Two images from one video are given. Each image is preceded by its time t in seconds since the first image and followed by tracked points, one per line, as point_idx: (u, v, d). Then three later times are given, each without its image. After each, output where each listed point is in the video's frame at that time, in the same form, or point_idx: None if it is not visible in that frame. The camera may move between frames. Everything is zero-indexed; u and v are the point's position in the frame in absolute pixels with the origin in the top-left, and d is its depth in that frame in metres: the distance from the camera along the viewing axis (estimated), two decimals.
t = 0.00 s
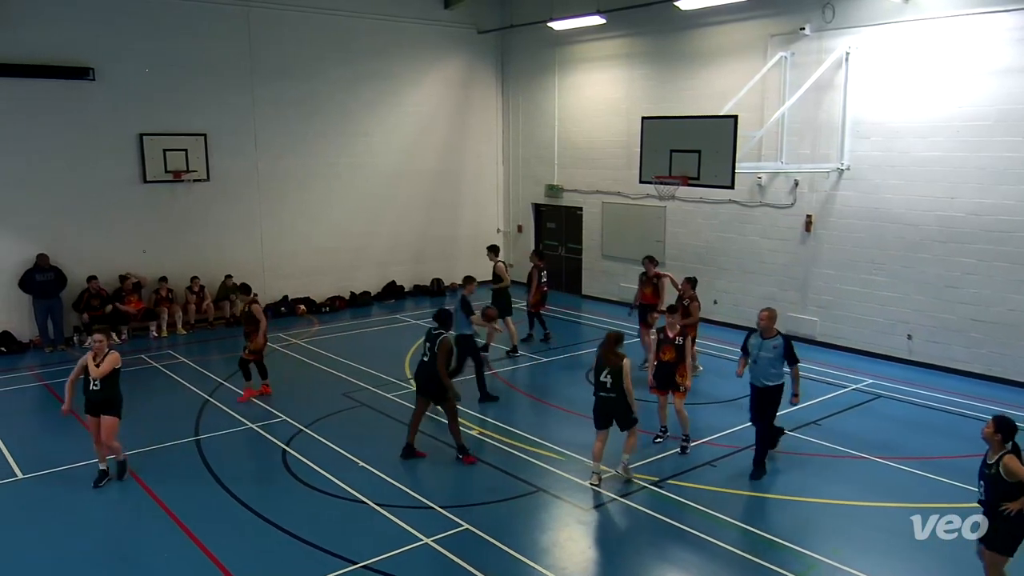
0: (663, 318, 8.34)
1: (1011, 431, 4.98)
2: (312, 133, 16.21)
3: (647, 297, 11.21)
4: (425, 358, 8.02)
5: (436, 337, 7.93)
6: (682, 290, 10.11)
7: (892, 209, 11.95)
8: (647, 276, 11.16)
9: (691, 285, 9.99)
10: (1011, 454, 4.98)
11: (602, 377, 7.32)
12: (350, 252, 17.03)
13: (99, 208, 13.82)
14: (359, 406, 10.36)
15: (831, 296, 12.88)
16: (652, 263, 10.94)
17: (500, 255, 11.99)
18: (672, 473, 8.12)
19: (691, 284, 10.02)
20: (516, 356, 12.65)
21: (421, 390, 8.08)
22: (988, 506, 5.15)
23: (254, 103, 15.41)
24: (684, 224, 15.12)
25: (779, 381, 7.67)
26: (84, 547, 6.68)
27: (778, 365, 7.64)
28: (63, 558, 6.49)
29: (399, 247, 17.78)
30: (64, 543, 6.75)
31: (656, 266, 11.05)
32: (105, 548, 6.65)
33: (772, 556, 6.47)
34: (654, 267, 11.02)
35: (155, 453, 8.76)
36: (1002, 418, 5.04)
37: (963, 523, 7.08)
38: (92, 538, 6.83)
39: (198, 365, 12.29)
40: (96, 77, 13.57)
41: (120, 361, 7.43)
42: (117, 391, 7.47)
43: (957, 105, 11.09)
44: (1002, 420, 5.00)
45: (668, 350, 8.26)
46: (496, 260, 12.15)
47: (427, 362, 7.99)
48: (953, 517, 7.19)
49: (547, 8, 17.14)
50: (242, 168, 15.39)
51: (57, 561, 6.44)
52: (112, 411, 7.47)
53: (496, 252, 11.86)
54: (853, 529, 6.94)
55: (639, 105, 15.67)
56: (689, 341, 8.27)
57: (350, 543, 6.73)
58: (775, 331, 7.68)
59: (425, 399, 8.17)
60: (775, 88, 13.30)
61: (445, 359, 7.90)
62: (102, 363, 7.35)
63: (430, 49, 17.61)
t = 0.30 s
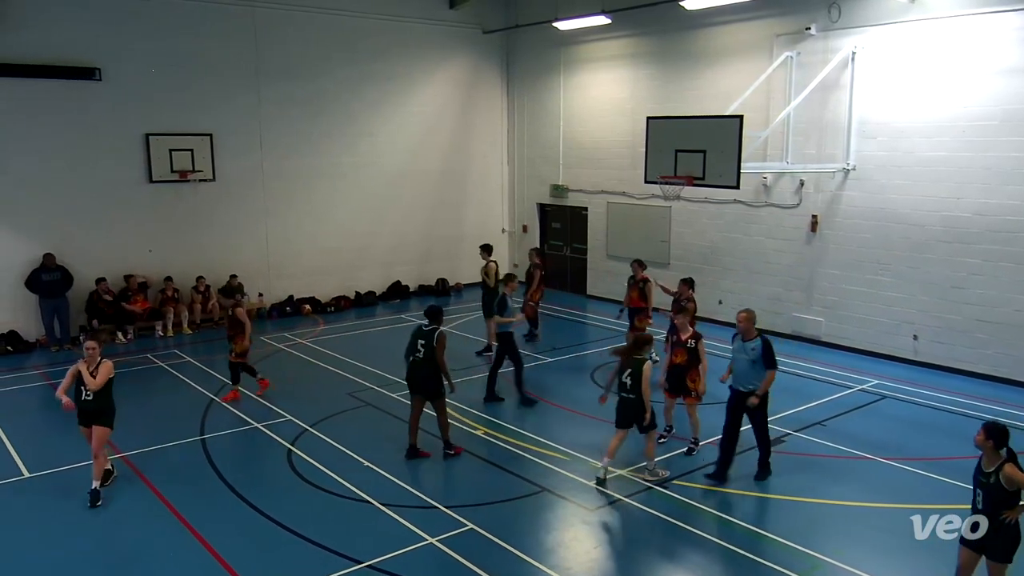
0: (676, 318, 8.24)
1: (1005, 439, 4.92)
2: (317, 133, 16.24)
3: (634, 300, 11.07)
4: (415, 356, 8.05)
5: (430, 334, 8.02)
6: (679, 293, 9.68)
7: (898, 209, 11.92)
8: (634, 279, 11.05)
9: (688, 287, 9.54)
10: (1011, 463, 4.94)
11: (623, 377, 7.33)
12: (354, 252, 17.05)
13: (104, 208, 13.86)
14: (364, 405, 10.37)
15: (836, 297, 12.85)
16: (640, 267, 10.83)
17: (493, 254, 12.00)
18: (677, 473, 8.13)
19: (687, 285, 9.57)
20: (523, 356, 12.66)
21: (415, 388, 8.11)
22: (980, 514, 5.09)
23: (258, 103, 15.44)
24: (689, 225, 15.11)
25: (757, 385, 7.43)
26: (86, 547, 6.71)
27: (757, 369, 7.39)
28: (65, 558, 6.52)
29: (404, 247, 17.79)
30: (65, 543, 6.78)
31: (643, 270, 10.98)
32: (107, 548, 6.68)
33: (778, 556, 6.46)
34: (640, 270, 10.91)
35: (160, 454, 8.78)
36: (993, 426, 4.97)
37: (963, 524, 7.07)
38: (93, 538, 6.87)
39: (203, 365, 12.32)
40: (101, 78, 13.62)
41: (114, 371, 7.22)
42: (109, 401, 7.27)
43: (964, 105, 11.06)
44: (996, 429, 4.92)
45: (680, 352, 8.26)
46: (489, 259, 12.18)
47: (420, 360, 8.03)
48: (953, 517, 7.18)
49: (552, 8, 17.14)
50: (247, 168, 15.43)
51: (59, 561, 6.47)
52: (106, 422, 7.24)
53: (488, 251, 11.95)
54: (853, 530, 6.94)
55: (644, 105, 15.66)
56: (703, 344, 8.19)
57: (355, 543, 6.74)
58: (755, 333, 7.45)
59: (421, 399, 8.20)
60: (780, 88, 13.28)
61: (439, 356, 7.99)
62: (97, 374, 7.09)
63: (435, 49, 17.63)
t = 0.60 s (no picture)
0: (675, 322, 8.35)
1: (986, 447, 4.78)
2: (320, 133, 16.26)
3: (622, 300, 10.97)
4: (416, 353, 8.04)
5: (431, 331, 8.03)
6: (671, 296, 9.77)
7: (901, 209, 11.91)
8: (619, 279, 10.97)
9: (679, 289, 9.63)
10: (994, 472, 4.82)
11: (643, 374, 7.40)
12: (356, 252, 17.07)
13: (106, 208, 13.89)
14: (366, 405, 10.37)
15: (839, 297, 12.84)
16: (626, 266, 10.81)
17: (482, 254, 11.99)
18: (679, 474, 8.12)
19: (678, 288, 9.66)
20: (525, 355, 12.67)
21: (415, 387, 8.14)
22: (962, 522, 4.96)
23: (260, 103, 15.46)
24: (691, 225, 15.11)
25: (726, 394, 7.12)
26: (87, 547, 6.72)
27: (725, 377, 7.09)
28: (65, 558, 6.53)
29: (406, 246, 17.80)
30: (66, 542, 6.80)
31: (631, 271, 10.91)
32: (107, 548, 6.70)
33: (780, 557, 6.45)
34: (629, 270, 10.89)
35: (161, 454, 8.79)
36: (974, 435, 4.83)
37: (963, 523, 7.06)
38: (94, 538, 6.88)
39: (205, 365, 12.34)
40: (102, 78, 13.64)
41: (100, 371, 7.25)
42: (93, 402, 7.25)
43: (966, 105, 11.05)
44: (977, 438, 4.79)
45: (676, 354, 8.36)
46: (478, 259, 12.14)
47: (421, 357, 8.02)
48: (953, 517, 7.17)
49: (554, 8, 17.14)
50: (249, 168, 15.45)
51: (59, 561, 6.48)
52: (102, 426, 7.18)
53: (478, 251, 11.91)
54: (853, 530, 6.93)
55: (646, 105, 15.65)
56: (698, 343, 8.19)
57: (356, 543, 6.74)
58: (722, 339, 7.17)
59: (424, 398, 8.24)
60: (783, 89, 13.27)
61: (441, 354, 8.01)
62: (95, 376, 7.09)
63: (438, 49, 17.64)
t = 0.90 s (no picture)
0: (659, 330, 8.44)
1: (965, 445, 4.74)
2: (320, 133, 16.25)
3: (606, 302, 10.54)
4: (417, 353, 8.06)
5: (431, 330, 8.06)
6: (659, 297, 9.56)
7: (901, 209, 11.91)
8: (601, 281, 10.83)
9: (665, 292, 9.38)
10: (973, 473, 4.77)
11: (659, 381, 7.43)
12: (355, 252, 17.06)
13: (106, 208, 13.89)
14: (365, 405, 10.37)
15: (838, 297, 12.84)
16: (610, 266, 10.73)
17: (470, 256, 12.01)
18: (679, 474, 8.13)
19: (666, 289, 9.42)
20: (526, 355, 12.67)
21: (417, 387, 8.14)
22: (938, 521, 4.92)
23: (261, 103, 15.47)
24: (691, 225, 15.11)
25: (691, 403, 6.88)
26: (86, 546, 6.73)
27: (690, 385, 6.85)
28: (64, 558, 6.53)
29: (406, 246, 17.80)
30: (66, 543, 6.80)
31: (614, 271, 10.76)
32: (106, 548, 6.69)
33: (780, 557, 6.45)
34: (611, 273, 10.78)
35: (161, 454, 8.79)
36: (952, 434, 4.77)
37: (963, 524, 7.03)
38: (94, 537, 6.89)
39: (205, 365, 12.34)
40: (102, 78, 13.64)
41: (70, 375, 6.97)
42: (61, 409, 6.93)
43: (966, 105, 11.05)
44: (956, 437, 4.72)
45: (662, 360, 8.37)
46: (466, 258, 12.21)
47: (422, 357, 8.04)
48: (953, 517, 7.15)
49: (554, 9, 17.14)
50: (249, 168, 15.45)
51: (59, 561, 6.48)
52: (87, 432, 7.10)
53: (466, 250, 11.95)
54: (853, 530, 6.92)
55: (646, 105, 15.65)
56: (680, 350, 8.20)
57: (356, 543, 6.74)
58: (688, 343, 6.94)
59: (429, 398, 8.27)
60: (783, 89, 13.27)
61: (441, 353, 8.04)
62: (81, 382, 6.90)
63: (438, 49, 17.64)
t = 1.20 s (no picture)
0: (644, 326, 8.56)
1: (941, 450, 4.66)
2: (317, 133, 16.24)
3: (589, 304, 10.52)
4: (408, 353, 8.09)
5: (420, 331, 8.07)
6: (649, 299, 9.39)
7: (898, 209, 11.92)
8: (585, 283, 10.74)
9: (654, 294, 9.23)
10: (946, 479, 4.68)
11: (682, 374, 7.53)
12: (353, 252, 17.04)
13: (104, 208, 13.86)
14: (363, 406, 10.36)
15: (836, 297, 12.85)
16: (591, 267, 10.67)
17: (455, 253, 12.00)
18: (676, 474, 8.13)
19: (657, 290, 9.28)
20: (524, 355, 12.67)
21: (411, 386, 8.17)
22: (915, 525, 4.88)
23: (260, 103, 15.45)
24: (689, 225, 15.11)
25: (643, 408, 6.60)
26: (85, 547, 6.72)
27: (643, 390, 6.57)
28: (63, 559, 6.52)
29: (403, 247, 17.79)
30: (63, 544, 6.77)
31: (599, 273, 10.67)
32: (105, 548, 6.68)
33: (778, 557, 6.46)
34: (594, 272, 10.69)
35: (158, 454, 8.78)
36: (930, 439, 4.69)
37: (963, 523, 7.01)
38: (92, 537, 6.88)
39: (202, 365, 12.33)
40: (101, 78, 13.61)
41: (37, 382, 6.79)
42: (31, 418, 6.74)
43: (963, 105, 11.06)
44: (934, 442, 4.64)
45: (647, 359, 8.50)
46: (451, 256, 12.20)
47: (412, 357, 8.05)
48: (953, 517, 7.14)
49: (552, 9, 17.15)
50: (247, 169, 15.42)
51: (57, 562, 6.47)
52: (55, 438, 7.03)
53: (450, 248, 11.97)
54: (851, 530, 6.92)
55: (644, 105, 15.65)
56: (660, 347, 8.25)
57: (353, 543, 6.74)
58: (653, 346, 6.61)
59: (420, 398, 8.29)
60: (780, 89, 13.28)
61: (432, 352, 8.08)
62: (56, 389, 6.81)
63: (436, 49, 17.64)
